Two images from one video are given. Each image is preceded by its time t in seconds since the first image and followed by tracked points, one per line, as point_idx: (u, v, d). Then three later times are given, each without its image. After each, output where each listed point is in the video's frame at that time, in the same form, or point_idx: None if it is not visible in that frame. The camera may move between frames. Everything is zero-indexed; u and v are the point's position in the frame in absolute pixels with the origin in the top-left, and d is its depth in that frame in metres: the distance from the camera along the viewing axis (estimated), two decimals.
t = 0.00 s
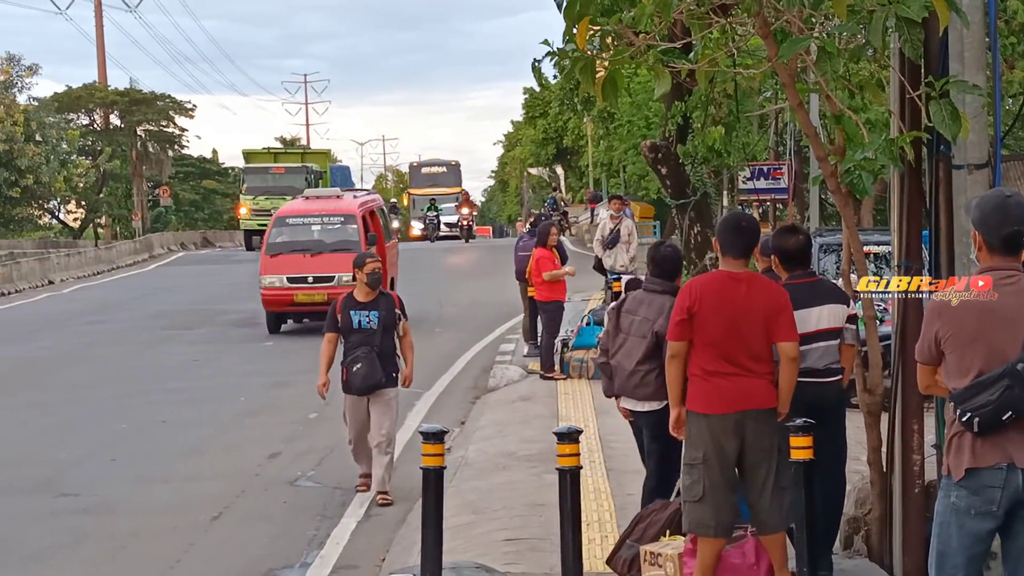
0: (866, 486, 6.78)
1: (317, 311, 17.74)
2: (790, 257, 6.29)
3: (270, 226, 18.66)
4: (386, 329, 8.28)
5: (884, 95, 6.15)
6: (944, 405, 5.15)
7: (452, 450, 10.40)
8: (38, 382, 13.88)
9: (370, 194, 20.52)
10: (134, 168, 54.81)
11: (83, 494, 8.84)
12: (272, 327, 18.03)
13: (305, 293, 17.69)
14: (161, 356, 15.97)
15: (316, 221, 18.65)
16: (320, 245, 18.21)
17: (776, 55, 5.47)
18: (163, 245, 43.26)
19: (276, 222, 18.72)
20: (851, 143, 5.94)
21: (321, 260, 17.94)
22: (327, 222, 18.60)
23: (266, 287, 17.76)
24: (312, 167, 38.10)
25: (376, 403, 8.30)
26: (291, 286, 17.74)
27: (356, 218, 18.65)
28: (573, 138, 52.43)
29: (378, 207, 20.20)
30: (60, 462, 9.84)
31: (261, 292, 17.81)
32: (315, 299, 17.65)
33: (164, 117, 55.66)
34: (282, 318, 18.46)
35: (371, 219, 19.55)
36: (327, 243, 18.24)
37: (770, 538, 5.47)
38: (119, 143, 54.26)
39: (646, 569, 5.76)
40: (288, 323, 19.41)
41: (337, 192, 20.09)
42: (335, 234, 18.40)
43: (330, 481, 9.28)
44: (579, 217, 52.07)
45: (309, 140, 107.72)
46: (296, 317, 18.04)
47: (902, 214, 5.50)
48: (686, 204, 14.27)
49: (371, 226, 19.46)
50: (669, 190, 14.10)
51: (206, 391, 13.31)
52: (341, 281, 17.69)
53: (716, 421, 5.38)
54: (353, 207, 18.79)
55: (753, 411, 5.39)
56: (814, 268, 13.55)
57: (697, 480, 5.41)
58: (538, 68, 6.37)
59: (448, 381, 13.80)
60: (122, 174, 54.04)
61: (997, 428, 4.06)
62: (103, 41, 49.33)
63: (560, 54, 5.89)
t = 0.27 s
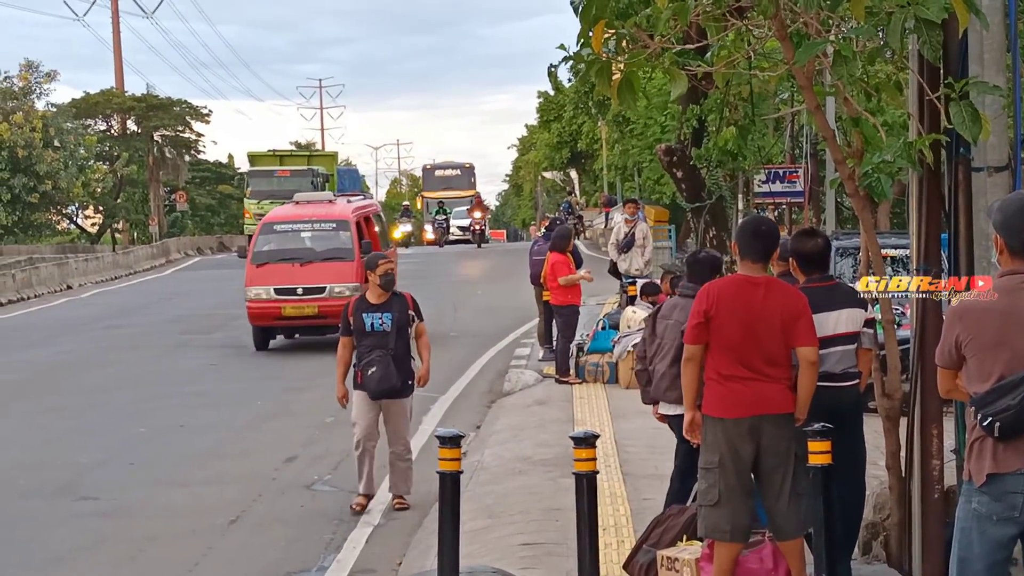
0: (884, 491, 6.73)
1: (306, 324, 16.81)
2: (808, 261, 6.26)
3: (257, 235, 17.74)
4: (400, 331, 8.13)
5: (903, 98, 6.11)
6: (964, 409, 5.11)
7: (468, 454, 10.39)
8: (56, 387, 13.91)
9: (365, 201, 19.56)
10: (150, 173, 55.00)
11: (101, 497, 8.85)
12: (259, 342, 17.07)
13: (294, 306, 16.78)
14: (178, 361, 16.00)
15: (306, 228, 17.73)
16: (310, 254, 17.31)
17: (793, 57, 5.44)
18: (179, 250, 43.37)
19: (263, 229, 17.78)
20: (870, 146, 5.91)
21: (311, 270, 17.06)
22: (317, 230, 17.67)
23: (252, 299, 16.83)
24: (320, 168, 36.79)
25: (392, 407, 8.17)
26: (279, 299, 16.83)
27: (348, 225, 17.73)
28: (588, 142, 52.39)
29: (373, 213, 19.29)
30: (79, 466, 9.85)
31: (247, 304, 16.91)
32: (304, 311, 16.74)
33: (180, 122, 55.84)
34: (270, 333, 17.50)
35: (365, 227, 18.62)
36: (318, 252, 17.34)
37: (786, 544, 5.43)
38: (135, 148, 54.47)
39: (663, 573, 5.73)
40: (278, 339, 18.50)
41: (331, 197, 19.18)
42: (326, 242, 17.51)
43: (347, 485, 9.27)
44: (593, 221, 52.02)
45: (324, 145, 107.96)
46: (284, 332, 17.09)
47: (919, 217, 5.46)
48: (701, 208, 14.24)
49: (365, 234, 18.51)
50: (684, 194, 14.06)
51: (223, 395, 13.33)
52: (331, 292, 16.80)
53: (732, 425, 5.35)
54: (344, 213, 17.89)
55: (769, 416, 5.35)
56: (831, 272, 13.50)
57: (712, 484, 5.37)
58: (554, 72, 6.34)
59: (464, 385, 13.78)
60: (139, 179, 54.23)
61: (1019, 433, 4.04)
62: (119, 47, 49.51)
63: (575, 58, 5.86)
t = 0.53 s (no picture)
0: (894, 499, 6.69)
1: (284, 344, 15.39)
2: (817, 267, 6.22)
3: (230, 246, 16.21)
4: (396, 348, 7.84)
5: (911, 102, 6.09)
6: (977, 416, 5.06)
7: (476, 461, 10.36)
8: (64, 394, 13.91)
9: (350, 209, 18.10)
10: (159, 181, 55.10)
11: (110, 504, 8.84)
12: (233, 364, 15.62)
13: (270, 325, 15.31)
14: (186, 368, 16.00)
15: (284, 239, 16.22)
16: (289, 267, 15.84)
17: (802, 62, 5.42)
18: (188, 257, 43.43)
19: (237, 240, 16.25)
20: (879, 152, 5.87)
21: (289, 285, 15.60)
22: (296, 240, 16.17)
23: (224, 317, 15.40)
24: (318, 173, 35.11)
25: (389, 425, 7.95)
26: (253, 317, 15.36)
27: (330, 235, 16.21)
28: (595, 148, 52.38)
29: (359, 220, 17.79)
30: (88, 473, 9.85)
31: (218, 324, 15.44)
32: (281, 330, 15.29)
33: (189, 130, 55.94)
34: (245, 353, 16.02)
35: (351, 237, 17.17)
36: (296, 266, 15.86)
37: (798, 551, 5.41)
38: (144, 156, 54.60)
39: None
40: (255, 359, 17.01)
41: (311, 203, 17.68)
42: (306, 254, 16.05)
43: (354, 492, 9.25)
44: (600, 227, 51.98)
45: (332, 153, 108.08)
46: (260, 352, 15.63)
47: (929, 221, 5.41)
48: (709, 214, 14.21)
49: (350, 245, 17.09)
50: (692, 200, 14.04)
51: (231, 402, 13.31)
52: (312, 310, 15.38)
53: (743, 433, 5.32)
54: (326, 222, 16.37)
55: (781, 423, 5.33)
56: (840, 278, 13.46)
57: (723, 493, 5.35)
58: (561, 78, 6.31)
59: (472, 393, 13.75)
60: (148, 187, 54.34)
61: None
62: (127, 55, 49.64)
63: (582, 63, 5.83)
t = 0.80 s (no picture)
0: (898, 509, 6.67)
1: (250, 368, 13.87)
2: (819, 277, 6.25)
3: (192, 258, 14.68)
4: (388, 356, 7.78)
5: (917, 112, 6.11)
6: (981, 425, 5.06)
7: (479, 470, 10.37)
8: (68, 401, 13.93)
9: (331, 219, 16.69)
10: (163, 188, 55.15)
11: (114, 512, 8.85)
12: (195, 390, 14.11)
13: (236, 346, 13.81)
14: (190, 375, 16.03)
15: (253, 251, 14.75)
16: (257, 282, 14.36)
17: (807, 71, 5.44)
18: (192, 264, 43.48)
19: (201, 252, 14.74)
20: (884, 161, 5.90)
21: (257, 303, 14.11)
22: (267, 252, 14.70)
23: (184, 337, 13.88)
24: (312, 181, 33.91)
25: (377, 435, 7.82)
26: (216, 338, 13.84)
27: (305, 248, 14.78)
28: (599, 157, 52.44)
29: (335, 232, 16.28)
30: (91, 481, 9.85)
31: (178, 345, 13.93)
32: (247, 353, 13.78)
33: (193, 138, 56.06)
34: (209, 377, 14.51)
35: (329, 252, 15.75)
36: (266, 281, 14.37)
37: (803, 559, 5.42)
38: (148, 163, 54.67)
39: None
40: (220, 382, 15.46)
41: (285, 213, 16.16)
42: (276, 268, 14.55)
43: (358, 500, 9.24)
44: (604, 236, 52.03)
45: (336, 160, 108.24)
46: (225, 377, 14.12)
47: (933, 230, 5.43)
48: (713, 223, 14.22)
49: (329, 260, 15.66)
50: (696, 209, 14.05)
51: (235, 409, 13.34)
52: (282, 331, 13.86)
53: (748, 442, 5.33)
54: (301, 234, 14.95)
55: (786, 431, 5.33)
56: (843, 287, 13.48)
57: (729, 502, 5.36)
58: (566, 85, 6.33)
59: (475, 401, 13.75)
60: (151, 194, 54.39)
61: None
62: (132, 62, 49.74)
63: (587, 71, 5.85)
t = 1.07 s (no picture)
0: (906, 514, 6.66)
1: (212, 398, 12.11)
2: (825, 282, 6.24)
3: (150, 272, 12.88)
4: (391, 374, 7.42)
5: (924, 117, 6.10)
6: (991, 432, 5.06)
7: (487, 477, 10.37)
8: (75, 410, 13.96)
9: (309, 225, 14.90)
10: (168, 196, 55.24)
11: (121, 521, 8.87)
12: (153, 423, 12.47)
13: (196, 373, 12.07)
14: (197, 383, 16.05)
15: (217, 263, 12.88)
16: (221, 300, 12.55)
17: (814, 77, 5.44)
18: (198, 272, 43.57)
19: (159, 265, 12.92)
20: (891, 167, 5.89)
21: (221, 324, 12.31)
22: (234, 265, 12.84)
23: (139, 363, 12.12)
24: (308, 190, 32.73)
25: (379, 455, 7.48)
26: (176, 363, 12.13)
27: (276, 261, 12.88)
28: (605, 163, 52.47)
29: (315, 241, 14.42)
30: (98, 491, 9.84)
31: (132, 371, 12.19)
32: (209, 380, 12.03)
33: (199, 146, 56.24)
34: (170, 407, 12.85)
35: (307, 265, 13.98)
36: (231, 299, 12.56)
37: (811, 564, 5.42)
38: (153, 172, 54.75)
39: None
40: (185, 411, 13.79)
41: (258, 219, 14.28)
42: (244, 284, 12.72)
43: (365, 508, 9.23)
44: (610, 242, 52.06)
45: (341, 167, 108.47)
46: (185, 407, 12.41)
47: (940, 235, 5.42)
48: (720, 229, 14.22)
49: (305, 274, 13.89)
50: (703, 215, 14.06)
51: (241, 417, 13.35)
52: (248, 356, 12.08)
53: (757, 448, 5.33)
54: (273, 245, 13.08)
55: (794, 436, 5.33)
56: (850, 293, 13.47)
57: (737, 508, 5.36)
58: (572, 93, 6.32)
59: (482, 408, 13.75)
60: (157, 202, 54.47)
61: None
62: (138, 71, 49.90)
63: (594, 78, 5.85)
